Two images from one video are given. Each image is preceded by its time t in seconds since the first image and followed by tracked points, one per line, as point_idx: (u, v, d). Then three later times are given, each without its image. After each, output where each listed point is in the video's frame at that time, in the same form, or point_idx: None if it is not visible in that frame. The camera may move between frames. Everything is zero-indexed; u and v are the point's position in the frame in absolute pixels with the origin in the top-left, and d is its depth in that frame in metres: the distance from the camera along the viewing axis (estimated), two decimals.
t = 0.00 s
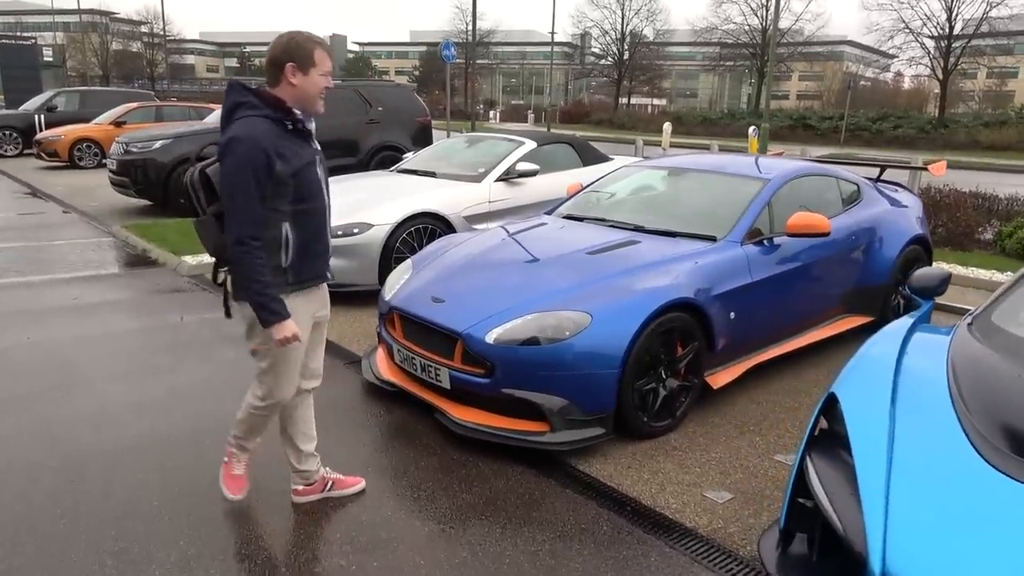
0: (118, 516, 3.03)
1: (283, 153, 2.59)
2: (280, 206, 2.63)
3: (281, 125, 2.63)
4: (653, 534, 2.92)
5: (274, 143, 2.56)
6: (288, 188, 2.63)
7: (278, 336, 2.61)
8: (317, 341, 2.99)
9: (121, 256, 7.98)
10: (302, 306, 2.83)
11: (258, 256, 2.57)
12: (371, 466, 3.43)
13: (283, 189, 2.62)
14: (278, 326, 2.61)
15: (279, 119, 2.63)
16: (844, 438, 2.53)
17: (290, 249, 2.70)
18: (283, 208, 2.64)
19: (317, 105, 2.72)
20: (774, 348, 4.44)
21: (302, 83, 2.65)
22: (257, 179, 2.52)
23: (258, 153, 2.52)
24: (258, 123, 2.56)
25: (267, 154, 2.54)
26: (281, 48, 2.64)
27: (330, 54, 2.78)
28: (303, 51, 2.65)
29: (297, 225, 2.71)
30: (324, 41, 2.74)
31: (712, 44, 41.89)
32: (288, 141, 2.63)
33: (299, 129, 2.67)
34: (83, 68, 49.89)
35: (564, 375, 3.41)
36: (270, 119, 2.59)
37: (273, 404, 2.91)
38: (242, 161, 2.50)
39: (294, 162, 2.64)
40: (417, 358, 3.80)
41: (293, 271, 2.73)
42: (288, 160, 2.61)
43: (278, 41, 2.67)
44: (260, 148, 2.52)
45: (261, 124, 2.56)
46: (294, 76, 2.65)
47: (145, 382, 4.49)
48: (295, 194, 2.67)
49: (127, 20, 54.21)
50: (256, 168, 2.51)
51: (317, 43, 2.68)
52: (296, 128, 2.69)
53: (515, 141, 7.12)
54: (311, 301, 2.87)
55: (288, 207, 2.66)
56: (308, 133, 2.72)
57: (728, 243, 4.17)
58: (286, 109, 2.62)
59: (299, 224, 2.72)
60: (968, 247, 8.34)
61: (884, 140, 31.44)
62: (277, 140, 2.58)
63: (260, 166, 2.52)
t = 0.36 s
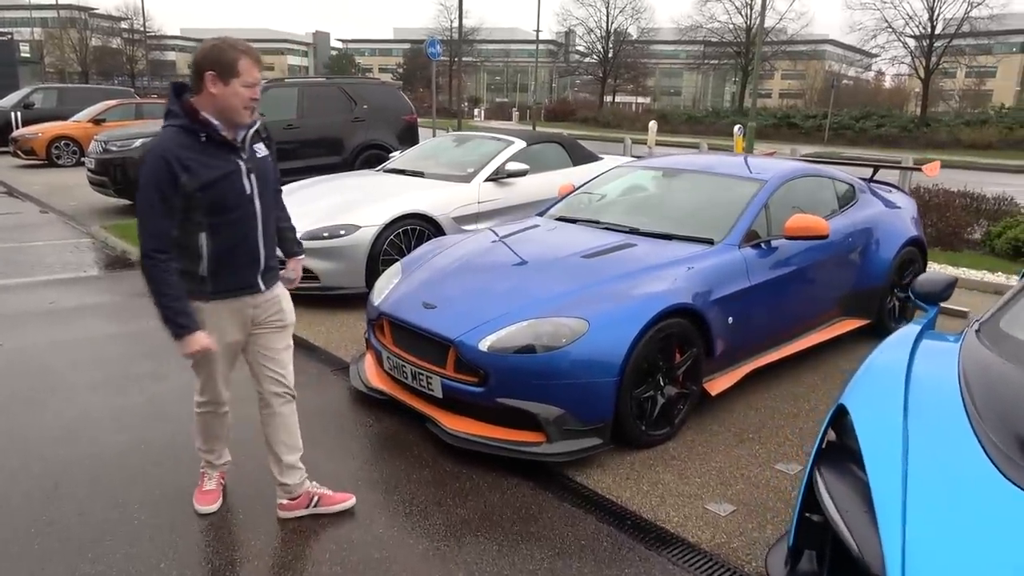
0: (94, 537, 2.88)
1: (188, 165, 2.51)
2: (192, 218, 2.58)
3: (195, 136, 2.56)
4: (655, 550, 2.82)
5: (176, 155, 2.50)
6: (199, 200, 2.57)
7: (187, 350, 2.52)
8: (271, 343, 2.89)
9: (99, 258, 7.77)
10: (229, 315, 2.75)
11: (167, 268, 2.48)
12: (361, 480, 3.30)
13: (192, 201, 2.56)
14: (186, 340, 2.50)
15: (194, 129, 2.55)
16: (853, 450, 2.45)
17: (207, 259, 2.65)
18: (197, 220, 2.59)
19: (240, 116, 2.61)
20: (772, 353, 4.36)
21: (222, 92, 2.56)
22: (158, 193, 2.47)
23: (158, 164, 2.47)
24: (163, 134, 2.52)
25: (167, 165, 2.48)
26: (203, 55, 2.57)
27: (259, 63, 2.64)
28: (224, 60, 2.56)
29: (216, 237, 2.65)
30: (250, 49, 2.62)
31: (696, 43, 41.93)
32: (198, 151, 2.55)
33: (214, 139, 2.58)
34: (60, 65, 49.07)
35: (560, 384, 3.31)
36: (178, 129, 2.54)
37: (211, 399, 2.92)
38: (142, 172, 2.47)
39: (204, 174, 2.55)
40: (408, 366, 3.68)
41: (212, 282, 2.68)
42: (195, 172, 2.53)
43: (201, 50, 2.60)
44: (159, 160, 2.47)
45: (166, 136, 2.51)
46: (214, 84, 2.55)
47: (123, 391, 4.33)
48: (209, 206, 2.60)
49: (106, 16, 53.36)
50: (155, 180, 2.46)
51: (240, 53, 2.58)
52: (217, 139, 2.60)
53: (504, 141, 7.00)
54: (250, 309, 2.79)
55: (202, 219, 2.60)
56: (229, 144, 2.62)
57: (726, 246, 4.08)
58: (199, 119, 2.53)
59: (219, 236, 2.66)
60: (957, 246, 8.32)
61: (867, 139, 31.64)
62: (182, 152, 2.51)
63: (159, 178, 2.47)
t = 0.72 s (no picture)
0: (86, 553, 2.76)
1: (148, 161, 2.54)
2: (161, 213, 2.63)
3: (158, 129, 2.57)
4: (673, 564, 2.72)
5: (136, 151, 2.53)
6: (164, 196, 2.60)
7: (90, 348, 2.59)
8: (264, 337, 2.89)
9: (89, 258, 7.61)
10: (207, 309, 2.75)
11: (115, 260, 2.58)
12: (364, 491, 3.19)
13: (158, 196, 2.60)
14: (92, 338, 2.58)
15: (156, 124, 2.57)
16: (881, 461, 2.35)
17: (180, 255, 2.67)
18: (164, 215, 2.63)
19: (203, 109, 2.60)
20: (783, 358, 4.27)
21: (183, 84, 2.55)
22: (120, 190, 2.52)
23: (118, 160, 2.51)
24: (127, 130, 2.55)
25: (127, 160, 2.51)
26: (166, 48, 2.57)
27: (223, 54, 2.63)
28: (185, 52, 2.56)
29: (187, 231, 2.67)
30: (213, 39, 2.60)
31: (689, 42, 41.89)
32: (159, 146, 2.56)
33: (178, 134, 2.59)
34: (48, 62, 48.51)
35: (571, 392, 3.20)
36: (141, 123, 2.56)
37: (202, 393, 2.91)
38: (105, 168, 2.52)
39: (166, 169, 2.57)
40: (412, 373, 3.56)
41: (188, 277, 2.69)
42: (156, 168, 2.56)
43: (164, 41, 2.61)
44: (118, 157, 2.51)
45: (128, 132, 2.54)
46: (175, 76, 2.55)
47: (115, 397, 4.20)
48: (175, 201, 2.62)
49: (94, 12, 52.71)
50: (115, 175, 2.51)
51: (201, 45, 2.57)
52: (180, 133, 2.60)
53: (503, 140, 6.88)
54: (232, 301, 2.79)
55: (170, 214, 2.63)
56: (193, 137, 2.62)
57: (738, 249, 3.98)
58: (160, 113, 2.54)
59: (190, 230, 2.67)
60: (959, 248, 8.26)
61: (859, 138, 31.70)
62: (142, 147, 2.54)
63: (119, 174, 2.51)
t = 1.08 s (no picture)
0: None
1: (169, 161, 2.56)
2: (183, 215, 2.65)
3: (177, 132, 2.58)
4: None
5: (156, 151, 2.54)
6: (184, 196, 2.61)
7: (143, 352, 2.61)
8: (284, 343, 3.01)
9: (89, 263, 7.48)
10: (229, 312, 2.79)
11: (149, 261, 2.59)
12: (382, 510, 3.08)
13: (179, 197, 2.61)
14: (142, 343, 2.59)
15: (176, 126, 2.58)
16: (927, 480, 2.22)
17: (202, 257, 2.69)
18: (187, 216, 2.65)
19: (221, 112, 2.60)
20: (804, 366, 4.18)
21: (201, 87, 2.55)
22: (141, 190, 2.53)
23: (139, 162, 2.52)
24: (147, 130, 2.58)
25: (148, 163, 2.53)
26: (186, 50, 2.56)
27: (242, 56, 2.61)
28: (204, 56, 2.55)
29: (208, 233, 2.69)
30: (232, 41, 2.59)
31: (688, 42, 41.79)
32: (180, 147, 2.58)
33: (197, 134, 2.61)
34: (44, 62, 48.23)
35: (595, 405, 3.09)
36: (161, 126, 2.57)
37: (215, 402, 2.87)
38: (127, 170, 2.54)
39: (186, 169, 2.58)
40: (427, 384, 3.44)
41: (209, 278, 2.72)
42: (176, 169, 2.57)
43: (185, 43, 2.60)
44: (140, 157, 2.53)
45: (148, 132, 2.56)
46: (194, 79, 2.54)
47: (119, 410, 4.08)
48: (196, 203, 2.64)
49: (91, 12, 52.44)
50: (137, 178, 2.53)
51: (221, 48, 2.55)
52: (198, 136, 2.61)
53: (511, 142, 6.77)
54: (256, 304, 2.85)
55: (191, 215, 2.65)
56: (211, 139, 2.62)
57: (761, 255, 3.88)
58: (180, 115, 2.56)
59: (212, 232, 2.69)
60: (970, 250, 8.17)
61: (859, 138, 31.62)
62: (162, 148, 2.55)
63: (141, 176, 2.53)
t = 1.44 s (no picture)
0: None
1: (224, 162, 2.63)
2: (228, 214, 2.70)
3: (229, 135, 2.65)
4: None
5: (213, 153, 2.61)
6: (233, 197, 2.68)
7: (183, 348, 2.61)
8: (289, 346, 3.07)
9: (79, 266, 7.33)
10: (260, 310, 2.82)
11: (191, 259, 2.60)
12: (386, 524, 2.97)
13: (227, 197, 2.67)
14: (182, 338, 2.60)
15: (228, 129, 2.65)
16: (958, 494, 2.11)
17: (243, 256, 2.74)
18: (231, 215, 2.71)
19: (269, 120, 2.71)
20: (814, 371, 4.09)
21: (256, 94, 2.65)
22: (196, 190, 2.58)
23: (194, 160, 2.57)
24: (200, 133, 2.63)
25: (203, 162, 2.58)
26: (242, 58, 2.65)
27: (294, 68, 2.73)
28: (260, 64, 2.65)
29: (250, 233, 2.75)
30: (286, 54, 2.71)
31: (680, 42, 41.81)
32: (234, 150, 2.66)
33: (248, 139, 2.69)
34: (32, 62, 47.76)
35: (605, 415, 2.99)
36: (213, 129, 2.64)
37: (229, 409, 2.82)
38: (179, 169, 2.57)
39: (238, 171, 2.66)
40: (431, 393, 3.33)
41: (250, 277, 2.76)
42: (229, 169, 2.64)
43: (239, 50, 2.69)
44: (197, 157, 2.58)
45: (203, 135, 2.62)
46: (248, 85, 2.64)
47: (114, 418, 3.96)
48: (242, 204, 2.71)
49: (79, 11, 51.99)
50: (192, 176, 2.57)
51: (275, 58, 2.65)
52: (247, 140, 2.69)
53: (509, 142, 6.66)
54: (278, 303, 2.88)
55: (236, 215, 2.71)
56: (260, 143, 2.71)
57: (772, 259, 3.78)
58: (233, 119, 2.63)
59: (254, 232, 2.75)
60: (970, 251, 8.12)
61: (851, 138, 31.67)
62: (218, 150, 2.62)
63: (196, 174, 2.57)
